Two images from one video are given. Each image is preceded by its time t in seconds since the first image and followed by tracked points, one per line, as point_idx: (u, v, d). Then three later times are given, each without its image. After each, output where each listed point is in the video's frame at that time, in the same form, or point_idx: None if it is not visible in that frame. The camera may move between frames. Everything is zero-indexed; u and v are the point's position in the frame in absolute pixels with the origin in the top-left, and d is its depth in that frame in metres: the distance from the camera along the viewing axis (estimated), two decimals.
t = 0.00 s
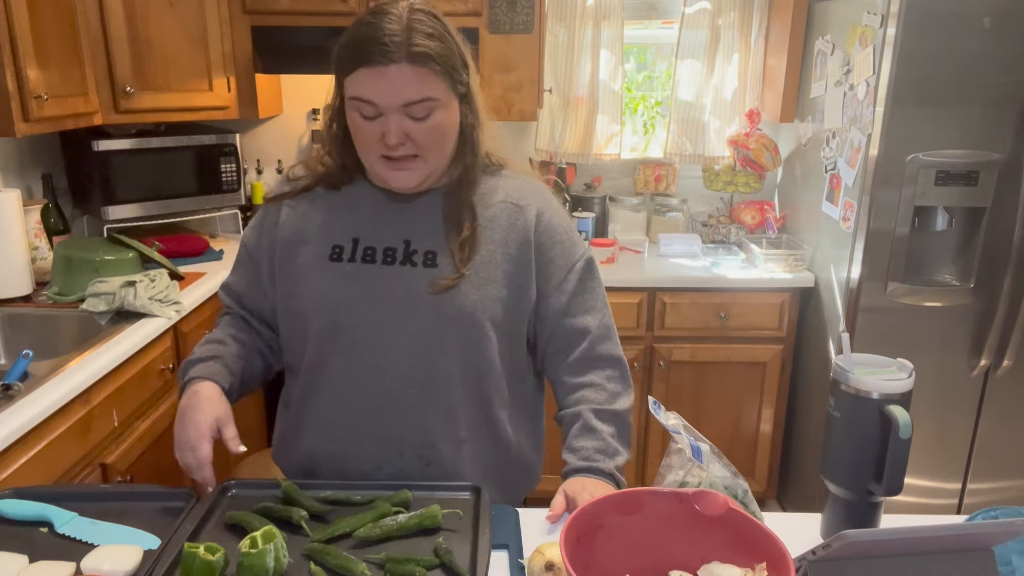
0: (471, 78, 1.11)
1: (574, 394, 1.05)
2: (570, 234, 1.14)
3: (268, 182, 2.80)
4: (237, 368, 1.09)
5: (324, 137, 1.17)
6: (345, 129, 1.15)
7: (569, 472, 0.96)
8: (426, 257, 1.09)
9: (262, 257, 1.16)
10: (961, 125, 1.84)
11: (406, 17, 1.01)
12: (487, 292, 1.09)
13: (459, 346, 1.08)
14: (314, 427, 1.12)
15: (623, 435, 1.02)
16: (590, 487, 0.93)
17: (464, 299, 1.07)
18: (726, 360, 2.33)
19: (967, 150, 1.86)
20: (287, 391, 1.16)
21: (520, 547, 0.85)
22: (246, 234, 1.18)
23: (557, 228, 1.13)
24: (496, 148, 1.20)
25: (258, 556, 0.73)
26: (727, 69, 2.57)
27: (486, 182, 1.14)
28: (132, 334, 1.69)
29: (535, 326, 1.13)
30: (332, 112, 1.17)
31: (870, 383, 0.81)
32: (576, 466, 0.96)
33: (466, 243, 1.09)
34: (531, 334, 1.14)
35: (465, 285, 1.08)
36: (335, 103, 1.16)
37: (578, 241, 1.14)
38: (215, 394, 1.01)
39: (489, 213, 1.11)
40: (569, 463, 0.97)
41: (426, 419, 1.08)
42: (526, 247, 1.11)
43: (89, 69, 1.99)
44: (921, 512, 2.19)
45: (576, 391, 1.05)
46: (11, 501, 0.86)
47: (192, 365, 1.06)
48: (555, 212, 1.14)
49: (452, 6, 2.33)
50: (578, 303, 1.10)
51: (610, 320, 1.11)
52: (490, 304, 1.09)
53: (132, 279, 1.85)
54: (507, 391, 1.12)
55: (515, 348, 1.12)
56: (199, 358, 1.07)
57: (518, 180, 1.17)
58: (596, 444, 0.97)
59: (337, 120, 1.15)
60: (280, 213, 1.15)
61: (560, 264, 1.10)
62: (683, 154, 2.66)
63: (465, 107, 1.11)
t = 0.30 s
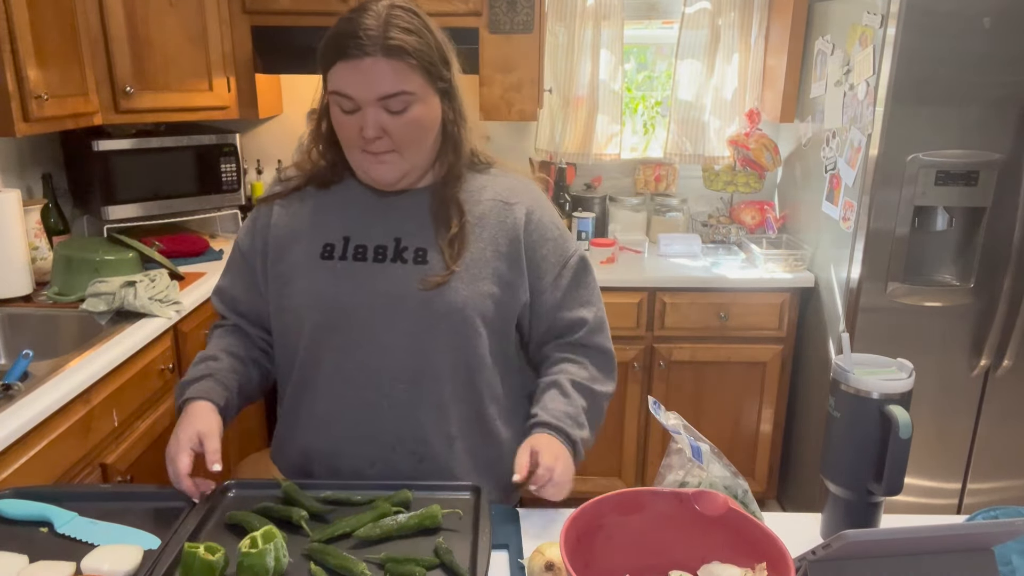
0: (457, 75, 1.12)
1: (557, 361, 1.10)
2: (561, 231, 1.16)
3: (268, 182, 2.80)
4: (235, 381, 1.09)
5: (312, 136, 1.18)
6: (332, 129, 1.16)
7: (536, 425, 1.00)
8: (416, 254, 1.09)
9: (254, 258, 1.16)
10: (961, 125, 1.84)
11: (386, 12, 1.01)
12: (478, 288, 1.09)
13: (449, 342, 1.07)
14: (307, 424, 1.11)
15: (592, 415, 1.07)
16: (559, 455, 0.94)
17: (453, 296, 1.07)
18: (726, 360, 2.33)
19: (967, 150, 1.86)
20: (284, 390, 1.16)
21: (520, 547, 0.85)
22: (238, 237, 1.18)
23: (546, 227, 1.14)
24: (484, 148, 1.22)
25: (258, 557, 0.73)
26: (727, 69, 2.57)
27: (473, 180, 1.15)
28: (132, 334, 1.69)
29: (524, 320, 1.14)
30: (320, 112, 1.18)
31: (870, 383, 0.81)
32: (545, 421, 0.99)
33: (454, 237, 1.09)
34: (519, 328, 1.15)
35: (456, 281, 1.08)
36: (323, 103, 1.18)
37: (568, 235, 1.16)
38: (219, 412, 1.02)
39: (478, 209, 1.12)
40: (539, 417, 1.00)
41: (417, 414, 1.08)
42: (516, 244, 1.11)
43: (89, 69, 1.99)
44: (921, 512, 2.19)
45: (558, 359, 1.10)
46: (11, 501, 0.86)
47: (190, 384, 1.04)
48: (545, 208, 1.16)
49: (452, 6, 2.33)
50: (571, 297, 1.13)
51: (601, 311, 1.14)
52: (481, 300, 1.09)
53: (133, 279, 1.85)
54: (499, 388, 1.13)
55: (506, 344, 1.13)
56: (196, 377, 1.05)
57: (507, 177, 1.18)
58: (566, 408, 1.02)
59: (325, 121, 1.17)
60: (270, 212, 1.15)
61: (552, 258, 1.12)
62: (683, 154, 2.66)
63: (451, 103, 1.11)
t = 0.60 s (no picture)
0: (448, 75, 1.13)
1: (541, 354, 1.10)
2: (552, 228, 1.16)
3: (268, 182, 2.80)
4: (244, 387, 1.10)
5: (306, 138, 1.18)
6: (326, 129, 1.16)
7: (512, 412, 1.01)
8: (411, 253, 1.09)
9: (249, 261, 1.15)
10: (961, 125, 1.84)
11: (376, 13, 1.02)
12: (473, 286, 1.09)
13: (446, 339, 1.08)
14: (304, 423, 1.11)
15: (570, 409, 1.07)
16: (527, 449, 0.97)
17: (449, 294, 1.08)
18: (726, 360, 2.33)
19: (967, 150, 1.86)
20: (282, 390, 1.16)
21: (520, 547, 0.85)
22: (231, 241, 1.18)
23: (538, 224, 1.14)
24: (478, 148, 1.22)
25: (258, 557, 0.73)
26: (727, 69, 2.57)
27: (465, 180, 1.16)
28: (132, 334, 1.69)
29: (516, 318, 1.14)
30: (313, 116, 1.18)
31: (870, 383, 0.81)
32: (520, 408, 1.01)
33: (447, 234, 1.10)
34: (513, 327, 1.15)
35: (451, 279, 1.08)
36: (316, 104, 1.18)
37: (559, 233, 1.17)
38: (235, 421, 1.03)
39: (472, 208, 1.12)
40: (515, 406, 1.02)
41: (415, 413, 1.08)
42: (510, 241, 1.12)
43: (89, 69, 1.99)
44: (921, 512, 2.19)
45: (542, 352, 1.11)
46: (11, 501, 0.86)
47: (203, 387, 1.05)
48: (536, 206, 1.16)
49: (452, 6, 2.33)
50: (562, 294, 1.13)
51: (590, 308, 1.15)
52: (476, 298, 1.09)
53: (132, 279, 1.85)
54: (496, 385, 1.13)
55: (502, 341, 1.13)
56: (209, 380, 1.06)
57: (500, 176, 1.19)
58: (544, 398, 1.03)
59: (318, 121, 1.17)
60: (265, 213, 1.15)
61: (542, 255, 1.13)
62: (683, 154, 2.66)
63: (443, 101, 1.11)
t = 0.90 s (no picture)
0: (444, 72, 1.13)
1: (537, 353, 1.11)
2: (547, 226, 1.17)
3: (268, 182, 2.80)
4: (246, 400, 1.11)
5: (301, 139, 1.18)
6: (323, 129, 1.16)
7: (513, 412, 1.01)
8: (409, 253, 1.09)
9: (245, 263, 1.15)
10: (961, 125, 1.84)
11: (376, 7, 1.02)
12: (471, 284, 1.09)
13: (445, 338, 1.08)
14: (303, 423, 1.11)
15: (565, 409, 1.08)
16: (525, 448, 0.97)
17: (448, 293, 1.08)
18: (726, 360, 2.33)
19: (967, 150, 1.86)
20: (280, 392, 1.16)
21: (520, 547, 0.85)
22: (225, 243, 1.17)
23: (534, 223, 1.15)
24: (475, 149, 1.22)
25: (257, 556, 0.73)
26: (727, 69, 2.57)
27: (460, 179, 1.16)
28: (132, 334, 1.69)
29: (512, 317, 1.14)
30: (308, 116, 1.18)
31: (870, 383, 0.81)
32: (521, 408, 1.01)
33: (444, 233, 1.10)
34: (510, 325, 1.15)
35: (450, 278, 1.08)
36: (313, 104, 1.18)
37: (554, 232, 1.17)
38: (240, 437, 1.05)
39: (469, 207, 1.12)
40: (514, 405, 1.02)
41: (415, 413, 1.08)
42: (507, 240, 1.12)
43: (88, 69, 1.99)
44: (921, 512, 2.19)
45: (539, 351, 1.11)
46: (12, 501, 0.86)
47: (204, 411, 1.05)
48: (531, 205, 1.17)
49: (452, 6, 2.33)
50: (558, 293, 1.14)
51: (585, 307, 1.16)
52: (475, 296, 1.09)
53: (132, 279, 1.85)
54: (494, 383, 1.13)
55: (500, 340, 1.14)
56: (209, 402, 1.06)
57: (495, 175, 1.19)
58: (542, 399, 1.03)
59: (314, 121, 1.17)
60: (264, 213, 1.15)
61: (538, 254, 1.13)
62: (683, 154, 2.66)
63: (439, 99, 1.12)
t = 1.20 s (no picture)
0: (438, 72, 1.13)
1: (539, 358, 1.11)
2: (549, 228, 1.17)
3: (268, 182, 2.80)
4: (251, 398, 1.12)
5: (303, 137, 1.18)
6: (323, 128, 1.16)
7: (519, 422, 1.02)
8: (410, 253, 1.09)
9: (248, 263, 1.15)
10: (961, 125, 1.84)
11: (356, 9, 1.02)
12: (472, 286, 1.09)
13: (447, 338, 1.08)
14: (303, 420, 1.11)
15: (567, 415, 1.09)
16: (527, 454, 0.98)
17: (448, 294, 1.07)
18: (726, 360, 2.33)
19: (967, 150, 1.86)
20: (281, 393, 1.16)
21: (519, 547, 0.84)
22: (228, 243, 1.17)
23: (535, 224, 1.14)
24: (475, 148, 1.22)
25: (261, 547, 0.72)
26: (727, 69, 2.57)
27: (461, 181, 1.15)
28: (132, 334, 1.69)
29: (513, 318, 1.14)
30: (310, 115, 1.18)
31: (871, 383, 0.81)
32: (528, 420, 1.02)
33: (445, 232, 1.09)
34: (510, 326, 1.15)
35: (450, 279, 1.08)
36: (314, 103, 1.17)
37: (556, 233, 1.17)
38: (248, 437, 1.06)
39: (470, 208, 1.12)
40: (521, 414, 1.03)
41: (415, 414, 1.08)
42: (508, 242, 1.12)
43: (89, 69, 1.99)
44: (921, 512, 2.19)
45: (541, 354, 1.12)
46: (12, 502, 0.86)
47: (213, 412, 1.07)
48: (534, 206, 1.17)
49: (452, 6, 2.33)
50: (560, 295, 1.14)
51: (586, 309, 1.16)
52: (476, 298, 1.09)
53: (132, 279, 1.85)
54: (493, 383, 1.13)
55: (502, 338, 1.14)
56: (217, 404, 1.07)
57: (495, 175, 1.19)
58: (548, 410, 1.05)
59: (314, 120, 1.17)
60: (266, 213, 1.15)
61: (541, 257, 1.13)
62: (683, 154, 2.66)
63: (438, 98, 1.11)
